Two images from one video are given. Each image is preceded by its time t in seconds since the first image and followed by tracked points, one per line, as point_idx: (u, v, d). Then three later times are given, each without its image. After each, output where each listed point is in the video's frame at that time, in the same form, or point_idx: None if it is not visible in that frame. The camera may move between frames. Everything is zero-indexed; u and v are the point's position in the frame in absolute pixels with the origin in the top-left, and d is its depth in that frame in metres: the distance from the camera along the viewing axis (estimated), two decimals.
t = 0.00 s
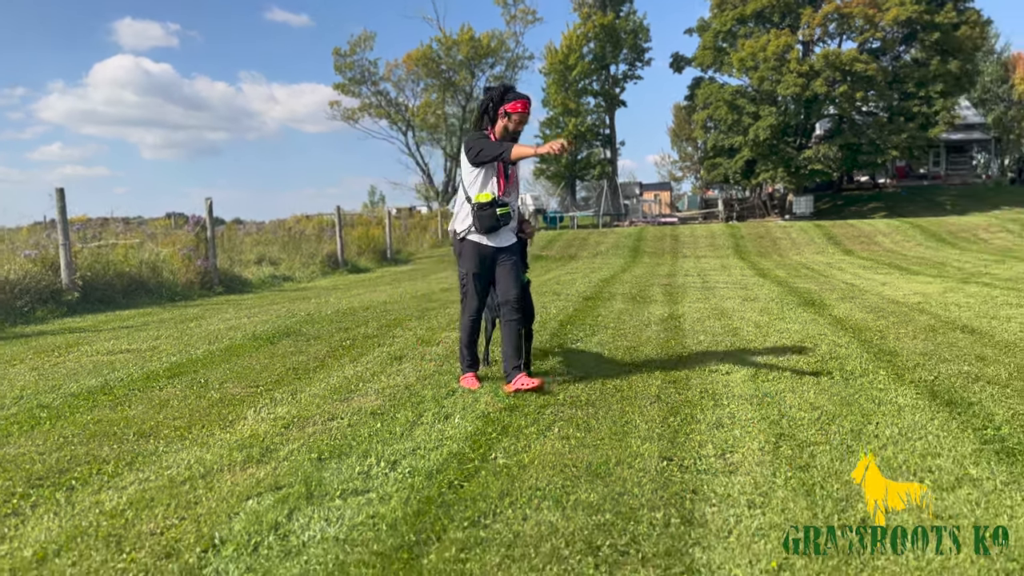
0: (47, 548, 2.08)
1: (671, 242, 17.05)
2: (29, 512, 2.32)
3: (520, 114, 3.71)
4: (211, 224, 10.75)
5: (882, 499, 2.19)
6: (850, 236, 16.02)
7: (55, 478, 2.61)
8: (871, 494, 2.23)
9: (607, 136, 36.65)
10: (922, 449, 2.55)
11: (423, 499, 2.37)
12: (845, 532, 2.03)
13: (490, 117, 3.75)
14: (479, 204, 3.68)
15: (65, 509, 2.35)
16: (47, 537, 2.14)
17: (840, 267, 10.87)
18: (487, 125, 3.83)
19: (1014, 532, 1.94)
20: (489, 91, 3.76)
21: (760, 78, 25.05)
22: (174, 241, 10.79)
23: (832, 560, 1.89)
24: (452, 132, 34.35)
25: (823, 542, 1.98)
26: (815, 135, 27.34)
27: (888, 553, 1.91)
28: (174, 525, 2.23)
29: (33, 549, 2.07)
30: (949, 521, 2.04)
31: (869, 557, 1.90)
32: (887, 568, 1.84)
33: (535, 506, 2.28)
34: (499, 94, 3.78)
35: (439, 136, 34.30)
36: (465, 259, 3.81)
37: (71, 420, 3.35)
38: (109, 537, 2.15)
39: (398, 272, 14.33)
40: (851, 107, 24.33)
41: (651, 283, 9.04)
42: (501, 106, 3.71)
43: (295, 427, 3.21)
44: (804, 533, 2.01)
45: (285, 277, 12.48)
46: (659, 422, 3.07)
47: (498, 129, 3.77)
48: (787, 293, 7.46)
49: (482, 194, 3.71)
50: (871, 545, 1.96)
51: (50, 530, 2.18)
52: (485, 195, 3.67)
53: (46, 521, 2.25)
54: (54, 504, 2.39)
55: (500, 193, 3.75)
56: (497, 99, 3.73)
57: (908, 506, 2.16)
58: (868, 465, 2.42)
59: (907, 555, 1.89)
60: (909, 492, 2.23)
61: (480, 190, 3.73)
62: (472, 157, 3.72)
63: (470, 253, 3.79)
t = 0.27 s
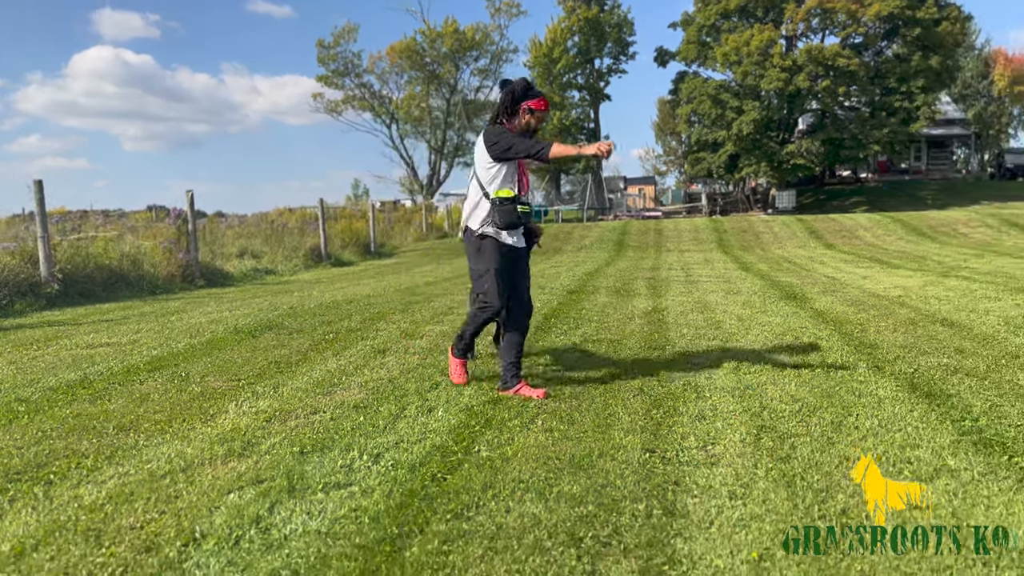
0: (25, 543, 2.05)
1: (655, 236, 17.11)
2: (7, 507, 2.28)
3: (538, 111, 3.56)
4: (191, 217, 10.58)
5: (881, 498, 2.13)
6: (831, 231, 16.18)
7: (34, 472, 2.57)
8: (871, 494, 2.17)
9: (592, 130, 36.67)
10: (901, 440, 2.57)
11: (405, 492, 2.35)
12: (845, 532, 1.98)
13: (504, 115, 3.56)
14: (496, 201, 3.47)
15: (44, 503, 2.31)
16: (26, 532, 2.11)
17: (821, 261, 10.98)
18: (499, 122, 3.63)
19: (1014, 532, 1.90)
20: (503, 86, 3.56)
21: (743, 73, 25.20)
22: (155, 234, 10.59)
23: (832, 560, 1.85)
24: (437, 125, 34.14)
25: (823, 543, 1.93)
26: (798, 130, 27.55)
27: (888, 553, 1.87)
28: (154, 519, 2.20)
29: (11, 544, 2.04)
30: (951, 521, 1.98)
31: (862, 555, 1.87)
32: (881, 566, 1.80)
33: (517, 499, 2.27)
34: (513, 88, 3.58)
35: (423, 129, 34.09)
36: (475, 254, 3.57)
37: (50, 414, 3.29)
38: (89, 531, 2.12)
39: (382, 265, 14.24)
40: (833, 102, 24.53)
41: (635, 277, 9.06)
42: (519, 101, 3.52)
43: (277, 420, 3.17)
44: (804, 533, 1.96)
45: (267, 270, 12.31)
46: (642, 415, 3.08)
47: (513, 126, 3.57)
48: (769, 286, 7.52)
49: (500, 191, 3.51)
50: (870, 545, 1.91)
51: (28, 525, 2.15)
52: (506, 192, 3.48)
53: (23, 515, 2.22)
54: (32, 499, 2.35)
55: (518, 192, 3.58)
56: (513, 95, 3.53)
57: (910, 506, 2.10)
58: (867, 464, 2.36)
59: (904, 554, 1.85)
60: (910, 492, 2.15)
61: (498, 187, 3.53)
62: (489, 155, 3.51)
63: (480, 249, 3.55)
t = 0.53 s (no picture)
0: (6, 539, 2.02)
1: (641, 231, 17.15)
2: None
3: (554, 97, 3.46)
4: (175, 209, 10.37)
5: (882, 498, 2.09)
6: (815, 226, 16.31)
7: (14, 469, 2.52)
8: (870, 494, 2.13)
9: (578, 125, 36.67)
10: (884, 434, 2.59)
11: (390, 487, 2.32)
12: (845, 532, 1.94)
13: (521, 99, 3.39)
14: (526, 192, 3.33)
15: (25, 500, 2.27)
16: (6, 529, 2.07)
17: (806, 256, 11.07)
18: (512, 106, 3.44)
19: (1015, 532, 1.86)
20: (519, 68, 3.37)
21: (728, 69, 25.32)
22: (138, 228, 10.44)
23: (837, 562, 1.81)
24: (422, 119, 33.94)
25: (824, 543, 1.89)
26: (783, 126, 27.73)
27: (889, 553, 1.84)
28: (137, 515, 2.16)
29: None
30: (954, 522, 1.94)
31: (863, 557, 1.83)
32: (878, 568, 1.76)
33: (503, 493, 2.26)
34: (526, 71, 3.41)
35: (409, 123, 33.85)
36: (509, 247, 3.35)
37: (31, 409, 3.23)
38: (71, 528, 2.09)
39: (368, 260, 14.11)
40: (818, 98, 24.71)
41: (621, 272, 9.07)
42: (539, 86, 3.37)
43: (261, 415, 3.13)
44: (804, 533, 1.92)
45: (251, 265, 12.16)
46: (627, 410, 3.07)
47: (530, 112, 3.41)
48: (754, 281, 7.57)
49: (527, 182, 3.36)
50: (871, 545, 1.87)
51: (9, 522, 2.11)
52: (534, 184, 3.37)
53: (3, 512, 2.18)
54: (13, 495, 2.31)
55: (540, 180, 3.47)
56: (533, 79, 3.36)
57: (909, 506, 2.07)
58: (868, 464, 2.31)
59: (907, 554, 1.82)
60: (909, 492, 2.13)
61: (526, 176, 3.37)
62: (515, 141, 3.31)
63: (516, 241, 3.35)
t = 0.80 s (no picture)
0: None
1: (629, 227, 17.19)
2: None
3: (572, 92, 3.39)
4: (161, 205, 10.23)
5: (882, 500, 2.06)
6: (802, 223, 16.42)
7: None
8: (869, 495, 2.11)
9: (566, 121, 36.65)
10: (871, 430, 2.61)
11: (380, 484, 2.30)
12: (845, 532, 1.92)
13: (542, 94, 3.29)
14: (556, 191, 3.29)
15: (10, 497, 2.24)
16: None
17: (792, 253, 11.14)
18: (530, 102, 3.34)
19: (1014, 534, 1.84)
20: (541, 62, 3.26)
21: (716, 65, 25.41)
22: (124, 223, 10.27)
23: (833, 559, 1.80)
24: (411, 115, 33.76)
25: (824, 543, 1.87)
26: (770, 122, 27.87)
27: (888, 553, 1.82)
28: (124, 512, 2.13)
29: None
30: (952, 522, 1.92)
31: (860, 556, 1.81)
32: (875, 567, 1.75)
33: (492, 489, 2.25)
34: (547, 65, 3.30)
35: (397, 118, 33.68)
36: (538, 245, 3.26)
37: (15, 406, 3.18)
38: (57, 525, 2.05)
39: (356, 255, 14.02)
40: (805, 95, 24.85)
41: (610, 268, 9.08)
42: (561, 81, 3.28)
43: (249, 412, 3.09)
44: (805, 534, 1.90)
45: (238, 260, 12.03)
46: (615, 405, 3.07)
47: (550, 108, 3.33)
48: (741, 277, 7.61)
49: (554, 180, 3.31)
50: (871, 546, 1.85)
51: None
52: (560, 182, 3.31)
53: None
54: None
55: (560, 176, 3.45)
56: (555, 74, 3.27)
57: (909, 507, 2.04)
58: (867, 466, 2.28)
59: (906, 554, 1.80)
60: (909, 492, 2.10)
61: (552, 175, 3.32)
62: (542, 139, 3.23)
63: (546, 240, 3.27)
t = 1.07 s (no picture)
0: None
1: (621, 224, 17.21)
2: None
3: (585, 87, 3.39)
4: (151, 201, 10.14)
5: (879, 497, 2.05)
6: (793, 220, 16.49)
7: None
8: (868, 493, 2.09)
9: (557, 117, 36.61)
10: (862, 426, 2.62)
11: (373, 480, 2.29)
12: (845, 531, 1.90)
13: (563, 88, 3.28)
14: (576, 185, 3.29)
15: None
16: None
17: (784, 250, 11.18)
18: (548, 95, 3.32)
19: (1011, 530, 1.83)
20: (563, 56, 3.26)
21: (708, 63, 25.46)
22: (113, 219, 10.17)
23: (830, 557, 1.79)
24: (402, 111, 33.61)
25: (823, 541, 1.86)
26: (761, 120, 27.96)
27: (887, 552, 1.81)
28: (116, 508, 2.11)
29: None
30: (950, 520, 1.91)
31: (858, 554, 1.81)
32: (871, 565, 1.74)
33: (485, 485, 2.23)
34: (565, 58, 3.28)
35: (389, 114, 33.54)
36: (550, 241, 3.25)
37: (4, 402, 3.14)
38: (48, 522, 2.03)
39: (348, 252, 13.96)
40: (796, 93, 24.94)
41: (602, 265, 9.08)
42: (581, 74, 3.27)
43: (241, 408, 3.06)
44: (804, 532, 1.88)
45: (229, 257, 11.92)
46: (608, 402, 3.07)
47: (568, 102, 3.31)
48: (732, 274, 7.63)
49: (573, 175, 3.31)
50: (871, 545, 1.84)
51: None
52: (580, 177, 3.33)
53: None
54: None
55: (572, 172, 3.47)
56: (576, 67, 3.25)
57: (908, 506, 2.02)
58: (864, 462, 2.28)
59: (905, 552, 1.79)
60: (908, 491, 2.08)
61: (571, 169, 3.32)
62: (566, 133, 3.22)
63: (558, 239, 3.27)
